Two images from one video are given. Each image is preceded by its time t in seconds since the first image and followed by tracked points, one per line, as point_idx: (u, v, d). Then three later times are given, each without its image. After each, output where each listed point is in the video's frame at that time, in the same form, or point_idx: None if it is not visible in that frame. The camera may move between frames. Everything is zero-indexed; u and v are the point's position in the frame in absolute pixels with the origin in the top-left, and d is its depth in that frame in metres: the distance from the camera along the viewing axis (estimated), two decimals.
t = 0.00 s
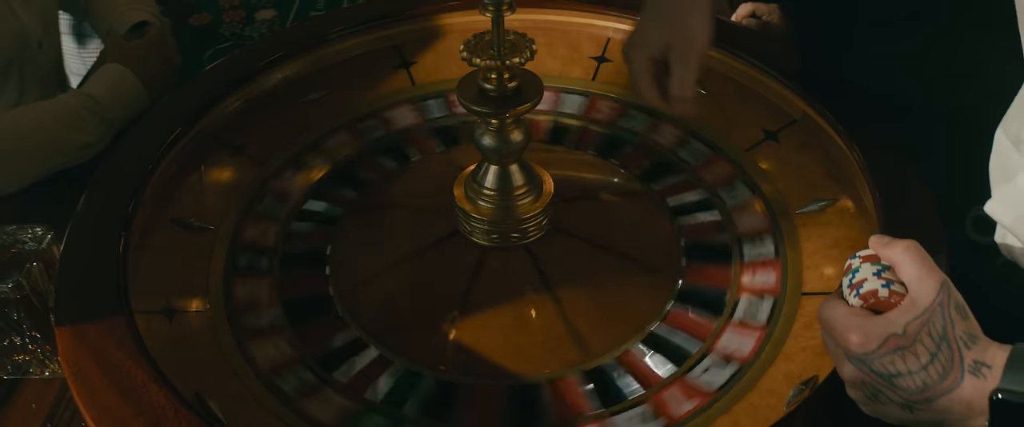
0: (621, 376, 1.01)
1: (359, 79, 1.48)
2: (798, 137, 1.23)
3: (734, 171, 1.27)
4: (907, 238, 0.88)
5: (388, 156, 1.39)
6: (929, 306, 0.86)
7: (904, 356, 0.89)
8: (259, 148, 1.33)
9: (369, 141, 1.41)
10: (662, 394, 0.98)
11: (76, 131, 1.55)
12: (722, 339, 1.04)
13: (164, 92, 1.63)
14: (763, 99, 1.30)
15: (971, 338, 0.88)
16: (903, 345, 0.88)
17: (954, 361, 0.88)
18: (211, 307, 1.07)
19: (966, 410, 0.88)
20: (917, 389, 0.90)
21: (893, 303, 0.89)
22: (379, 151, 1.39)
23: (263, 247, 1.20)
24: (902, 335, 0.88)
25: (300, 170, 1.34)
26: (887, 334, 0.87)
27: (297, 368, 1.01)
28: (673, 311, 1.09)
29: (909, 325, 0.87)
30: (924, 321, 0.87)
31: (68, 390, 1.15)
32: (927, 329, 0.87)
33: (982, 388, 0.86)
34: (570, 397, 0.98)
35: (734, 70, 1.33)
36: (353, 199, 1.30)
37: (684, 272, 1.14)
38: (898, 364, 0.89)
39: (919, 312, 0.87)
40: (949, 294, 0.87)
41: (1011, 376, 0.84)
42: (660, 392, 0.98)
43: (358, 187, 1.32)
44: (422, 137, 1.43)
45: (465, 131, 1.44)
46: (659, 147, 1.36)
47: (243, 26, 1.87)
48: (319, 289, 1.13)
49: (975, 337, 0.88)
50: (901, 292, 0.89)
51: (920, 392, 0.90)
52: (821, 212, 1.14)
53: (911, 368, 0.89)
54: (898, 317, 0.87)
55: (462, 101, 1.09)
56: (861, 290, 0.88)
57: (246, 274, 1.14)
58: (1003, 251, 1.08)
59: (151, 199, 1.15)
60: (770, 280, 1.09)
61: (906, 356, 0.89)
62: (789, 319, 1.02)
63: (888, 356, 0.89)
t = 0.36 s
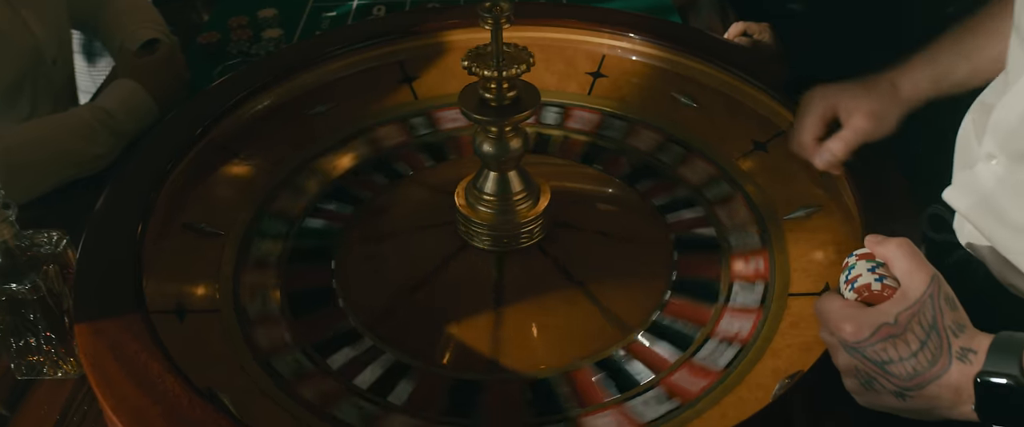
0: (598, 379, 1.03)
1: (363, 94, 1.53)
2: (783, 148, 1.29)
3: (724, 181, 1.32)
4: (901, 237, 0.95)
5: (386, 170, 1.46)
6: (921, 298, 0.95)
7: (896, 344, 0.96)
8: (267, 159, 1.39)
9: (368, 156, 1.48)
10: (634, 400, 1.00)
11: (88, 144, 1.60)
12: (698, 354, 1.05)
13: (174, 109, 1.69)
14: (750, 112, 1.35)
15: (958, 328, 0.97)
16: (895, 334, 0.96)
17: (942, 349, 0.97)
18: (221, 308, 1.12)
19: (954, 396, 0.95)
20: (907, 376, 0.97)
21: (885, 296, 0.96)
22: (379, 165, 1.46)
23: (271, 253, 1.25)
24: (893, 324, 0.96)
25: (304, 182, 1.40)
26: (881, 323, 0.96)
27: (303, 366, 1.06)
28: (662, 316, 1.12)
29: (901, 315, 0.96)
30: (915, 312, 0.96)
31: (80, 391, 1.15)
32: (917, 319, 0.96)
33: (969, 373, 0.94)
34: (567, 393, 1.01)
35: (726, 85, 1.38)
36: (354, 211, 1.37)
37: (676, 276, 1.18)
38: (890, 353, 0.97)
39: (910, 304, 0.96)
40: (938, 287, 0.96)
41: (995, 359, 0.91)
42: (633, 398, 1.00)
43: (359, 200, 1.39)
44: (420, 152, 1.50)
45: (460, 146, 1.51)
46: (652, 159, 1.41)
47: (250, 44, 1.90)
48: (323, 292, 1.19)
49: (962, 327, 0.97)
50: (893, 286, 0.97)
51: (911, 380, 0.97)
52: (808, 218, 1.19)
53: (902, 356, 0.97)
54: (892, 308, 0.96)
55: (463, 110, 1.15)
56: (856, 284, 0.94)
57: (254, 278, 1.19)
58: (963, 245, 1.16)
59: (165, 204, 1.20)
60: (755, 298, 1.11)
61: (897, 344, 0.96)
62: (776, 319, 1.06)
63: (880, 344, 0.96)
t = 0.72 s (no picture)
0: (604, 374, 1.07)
1: (369, 109, 1.59)
2: (775, 158, 1.33)
3: (717, 192, 1.37)
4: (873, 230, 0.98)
5: (387, 181, 1.51)
6: (890, 285, 0.95)
7: (866, 327, 0.96)
8: (276, 170, 1.45)
9: (372, 167, 1.54)
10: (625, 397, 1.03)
11: (101, 156, 1.66)
12: (701, 338, 1.12)
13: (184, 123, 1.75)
14: (740, 124, 1.40)
15: (926, 311, 0.96)
16: (865, 317, 0.95)
17: (909, 331, 0.95)
18: (232, 306, 1.16)
19: (920, 377, 0.94)
20: (877, 357, 0.96)
21: (858, 284, 0.97)
22: (382, 177, 1.52)
23: (279, 258, 1.30)
24: (864, 309, 0.96)
25: (311, 192, 1.46)
26: (852, 308, 0.95)
27: (310, 360, 1.10)
28: (655, 316, 1.17)
29: (871, 300, 0.96)
30: (885, 297, 0.95)
31: (93, 390, 1.20)
32: (887, 304, 0.95)
33: (934, 354, 0.93)
34: (558, 388, 1.05)
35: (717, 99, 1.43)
36: (357, 220, 1.42)
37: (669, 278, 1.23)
38: (860, 335, 0.96)
39: (880, 290, 0.95)
40: (907, 273, 0.95)
41: (956, 339, 0.90)
42: (607, 399, 1.03)
43: (363, 209, 1.44)
44: (422, 165, 1.56)
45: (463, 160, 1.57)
46: (648, 171, 1.46)
47: (258, 62, 1.97)
48: (329, 294, 1.23)
49: (930, 312, 0.96)
50: (865, 274, 0.97)
51: (880, 361, 0.96)
52: (796, 224, 1.23)
53: (872, 338, 0.96)
54: (863, 294, 0.96)
55: (465, 120, 1.21)
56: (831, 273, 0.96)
57: (263, 280, 1.24)
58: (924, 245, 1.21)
59: (179, 209, 1.25)
60: (744, 296, 1.16)
61: (867, 327, 0.96)
62: (763, 317, 1.10)
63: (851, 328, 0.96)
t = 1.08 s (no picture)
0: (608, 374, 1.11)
1: (373, 129, 1.65)
2: (763, 174, 1.39)
3: (708, 207, 1.42)
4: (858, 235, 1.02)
5: (390, 197, 1.57)
6: (873, 286, 0.99)
7: (848, 325, 1.00)
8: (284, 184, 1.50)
9: (375, 184, 1.60)
10: (621, 399, 1.06)
11: (113, 172, 1.72)
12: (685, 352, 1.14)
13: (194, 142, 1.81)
14: (730, 142, 1.46)
15: (906, 312, 1.01)
16: (848, 316, 1.00)
17: (890, 330, 1.00)
18: (243, 313, 1.20)
19: (900, 372, 0.99)
20: (859, 354, 1.00)
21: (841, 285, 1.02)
22: (386, 193, 1.57)
23: (288, 267, 1.35)
24: (847, 308, 1.00)
25: (319, 206, 1.51)
26: (837, 307, 0.99)
27: (316, 364, 1.14)
28: (649, 324, 1.21)
29: (855, 300, 1.00)
30: (868, 297, 1.00)
31: (106, 394, 1.25)
32: (869, 304, 1.00)
33: (913, 352, 0.98)
34: (555, 393, 1.08)
35: (709, 118, 1.49)
36: (362, 234, 1.46)
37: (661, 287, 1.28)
38: (843, 333, 1.00)
39: (863, 290, 1.00)
40: (889, 275, 1.00)
41: (933, 336, 0.95)
42: (592, 406, 1.06)
43: (368, 223, 1.49)
44: (424, 182, 1.61)
45: (464, 177, 1.62)
46: (642, 187, 1.51)
47: (266, 84, 2.03)
48: (335, 302, 1.28)
49: (909, 312, 1.01)
50: (849, 277, 1.02)
51: (862, 357, 1.00)
52: (782, 236, 1.27)
53: (854, 336, 1.00)
54: (846, 294, 1.01)
55: (467, 135, 1.27)
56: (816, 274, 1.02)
57: (273, 288, 1.29)
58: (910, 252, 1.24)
59: (193, 220, 1.30)
60: (734, 304, 1.20)
61: (850, 326, 1.00)
62: (752, 323, 1.15)
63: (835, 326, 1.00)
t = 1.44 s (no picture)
0: (605, 386, 1.14)
1: (377, 153, 1.71)
2: (754, 195, 1.43)
3: (701, 229, 1.45)
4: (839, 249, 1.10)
5: (392, 219, 1.59)
6: (853, 293, 1.04)
7: (829, 330, 1.03)
8: (294, 205, 1.55)
9: (378, 207, 1.63)
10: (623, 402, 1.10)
11: (126, 194, 1.78)
12: (677, 367, 1.16)
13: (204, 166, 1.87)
14: (721, 166, 1.51)
15: (884, 319, 1.03)
16: (829, 322, 1.04)
17: (868, 335, 1.03)
18: (253, 327, 1.24)
19: (878, 376, 1.01)
20: (839, 358, 1.03)
21: (823, 294, 1.08)
22: (388, 216, 1.60)
23: (296, 284, 1.39)
24: (829, 315, 1.04)
25: (327, 225, 1.55)
26: (818, 313, 1.04)
27: (324, 376, 1.18)
28: (643, 337, 1.24)
29: (835, 307, 1.05)
30: (847, 304, 1.04)
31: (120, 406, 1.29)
32: (849, 310, 1.04)
33: (890, 354, 1.00)
34: (550, 402, 1.11)
35: (700, 143, 1.56)
36: (368, 253, 1.50)
37: (656, 301, 1.32)
38: (824, 337, 1.03)
39: (843, 298, 1.05)
40: (867, 284, 1.05)
41: (909, 340, 0.96)
42: (573, 419, 1.08)
43: (373, 244, 1.52)
44: (425, 205, 1.64)
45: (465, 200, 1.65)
46: (638, 208, 1.55)
47: (273, 112, 2.09)
48: (342, 317, 1.32)
49: (887, 318, 1.03)
50: (831, 287, 1.08)
51: (841, 361, 1.03)
52: (772, 254, 1.31)
53: (834, 339, 1.03)
54: (826, 302, 1.06)
55: (469, 157, 1.33)
56: (800, 284, 1.09)
57: (281, 304, 1.33)
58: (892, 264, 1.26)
59: (204, 239, 1.35)
60: (725, 317, 1.24)
61: (830, 330, 1.03)
62: (741, 335, 1.18)
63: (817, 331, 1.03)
